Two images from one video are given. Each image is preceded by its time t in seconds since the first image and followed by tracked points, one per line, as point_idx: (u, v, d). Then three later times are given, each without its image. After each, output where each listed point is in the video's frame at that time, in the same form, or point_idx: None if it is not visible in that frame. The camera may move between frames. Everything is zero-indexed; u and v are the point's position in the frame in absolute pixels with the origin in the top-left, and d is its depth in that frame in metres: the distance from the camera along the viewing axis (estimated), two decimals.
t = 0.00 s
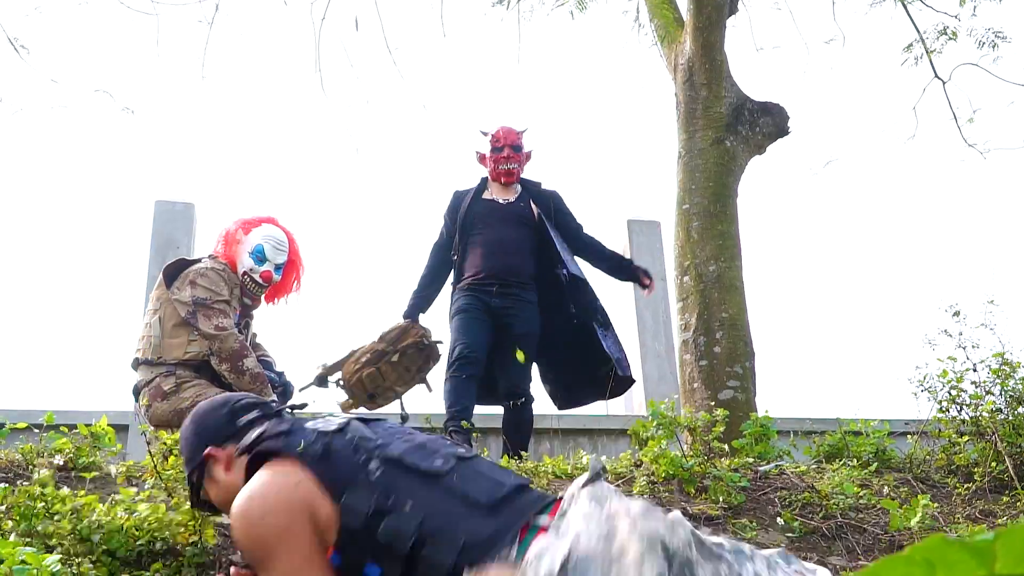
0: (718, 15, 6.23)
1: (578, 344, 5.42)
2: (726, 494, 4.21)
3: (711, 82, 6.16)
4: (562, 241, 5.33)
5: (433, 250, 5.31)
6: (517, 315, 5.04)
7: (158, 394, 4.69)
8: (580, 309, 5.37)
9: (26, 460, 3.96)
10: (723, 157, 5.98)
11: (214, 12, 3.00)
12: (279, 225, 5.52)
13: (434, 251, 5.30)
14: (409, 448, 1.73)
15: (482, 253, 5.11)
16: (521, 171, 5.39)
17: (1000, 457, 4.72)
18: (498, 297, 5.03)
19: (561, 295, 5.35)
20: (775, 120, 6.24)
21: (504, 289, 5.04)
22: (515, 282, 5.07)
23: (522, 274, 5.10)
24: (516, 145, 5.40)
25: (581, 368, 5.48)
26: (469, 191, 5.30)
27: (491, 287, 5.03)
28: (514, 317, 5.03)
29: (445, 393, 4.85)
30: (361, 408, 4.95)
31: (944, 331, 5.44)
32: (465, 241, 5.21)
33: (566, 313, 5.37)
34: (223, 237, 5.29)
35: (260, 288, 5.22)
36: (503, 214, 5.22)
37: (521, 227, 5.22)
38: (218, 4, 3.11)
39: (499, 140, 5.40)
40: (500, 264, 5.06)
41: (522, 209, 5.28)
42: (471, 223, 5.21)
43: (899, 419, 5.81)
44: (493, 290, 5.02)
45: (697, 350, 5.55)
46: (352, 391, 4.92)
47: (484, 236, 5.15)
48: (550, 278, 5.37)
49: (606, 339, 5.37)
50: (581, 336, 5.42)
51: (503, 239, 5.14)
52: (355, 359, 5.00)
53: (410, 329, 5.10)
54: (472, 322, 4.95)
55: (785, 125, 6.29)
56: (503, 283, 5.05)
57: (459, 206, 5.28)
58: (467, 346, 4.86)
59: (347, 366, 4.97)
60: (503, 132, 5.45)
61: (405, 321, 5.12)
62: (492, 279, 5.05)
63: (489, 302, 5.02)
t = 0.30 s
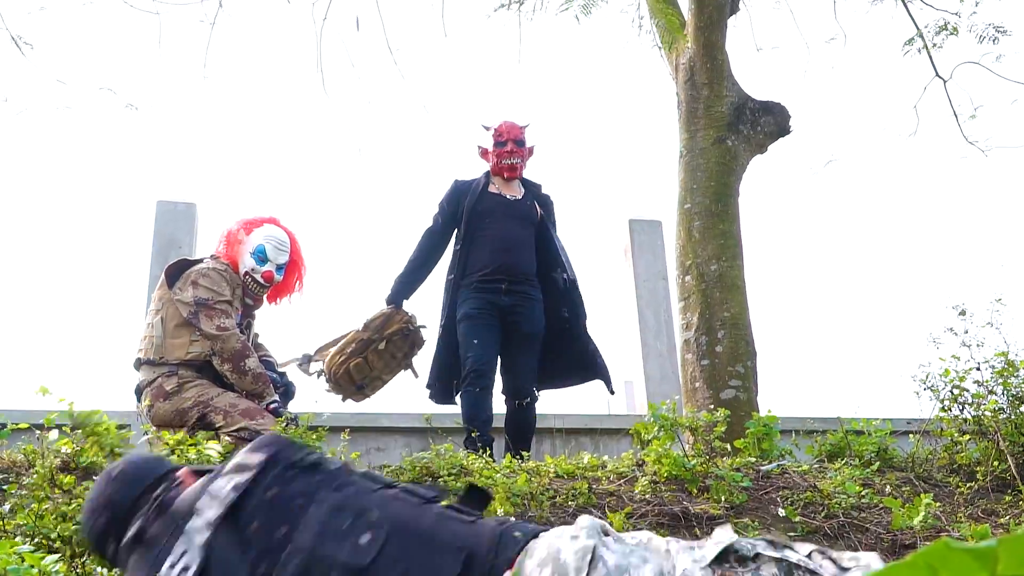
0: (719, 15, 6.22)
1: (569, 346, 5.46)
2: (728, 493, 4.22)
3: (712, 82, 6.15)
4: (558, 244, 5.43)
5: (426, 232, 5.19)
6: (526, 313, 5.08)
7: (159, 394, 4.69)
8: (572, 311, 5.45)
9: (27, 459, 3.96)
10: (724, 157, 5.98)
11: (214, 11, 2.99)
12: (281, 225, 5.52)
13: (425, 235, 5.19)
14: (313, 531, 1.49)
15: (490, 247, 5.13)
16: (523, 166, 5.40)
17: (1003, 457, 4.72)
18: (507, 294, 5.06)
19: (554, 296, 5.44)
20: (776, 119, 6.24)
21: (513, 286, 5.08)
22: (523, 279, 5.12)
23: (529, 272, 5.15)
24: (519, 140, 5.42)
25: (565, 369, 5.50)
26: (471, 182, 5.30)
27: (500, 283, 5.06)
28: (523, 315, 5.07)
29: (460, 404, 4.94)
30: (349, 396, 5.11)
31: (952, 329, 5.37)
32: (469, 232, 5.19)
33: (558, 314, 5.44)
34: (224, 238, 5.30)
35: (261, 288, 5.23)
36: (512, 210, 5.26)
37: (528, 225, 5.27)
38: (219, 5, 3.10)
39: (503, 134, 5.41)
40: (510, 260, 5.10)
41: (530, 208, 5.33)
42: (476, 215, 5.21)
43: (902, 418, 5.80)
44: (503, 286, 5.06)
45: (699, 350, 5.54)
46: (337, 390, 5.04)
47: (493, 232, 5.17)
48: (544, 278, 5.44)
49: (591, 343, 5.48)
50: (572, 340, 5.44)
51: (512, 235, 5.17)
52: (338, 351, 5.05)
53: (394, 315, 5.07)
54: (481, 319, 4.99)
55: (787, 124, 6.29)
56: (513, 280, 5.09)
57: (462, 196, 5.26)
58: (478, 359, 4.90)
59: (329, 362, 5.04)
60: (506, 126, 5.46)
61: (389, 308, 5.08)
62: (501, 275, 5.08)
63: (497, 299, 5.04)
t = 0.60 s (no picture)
0: (720, 16, 6.21)
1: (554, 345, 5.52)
2: (731, 494, 4.22)
3: (714, 83, 6.15)
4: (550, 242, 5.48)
5: (426, 221, 5.17)
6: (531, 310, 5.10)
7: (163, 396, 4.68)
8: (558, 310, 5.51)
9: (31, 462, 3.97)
10: (725, 157, 5.98)
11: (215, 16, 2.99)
12: (282, 227, 5.52)
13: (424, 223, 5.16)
14: None
15: (492, 241, 5.14)
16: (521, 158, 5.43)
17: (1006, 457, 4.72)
18: (511, 289, 5.07)
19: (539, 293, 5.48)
20: (778, 119, 6.23)
21: (517, 282, 5.10)
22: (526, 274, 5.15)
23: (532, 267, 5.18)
24: (516, 134, 5.42)
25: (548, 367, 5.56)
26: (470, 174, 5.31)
27: (503, 279, 5.07)
28: (527, 311, 5.08)
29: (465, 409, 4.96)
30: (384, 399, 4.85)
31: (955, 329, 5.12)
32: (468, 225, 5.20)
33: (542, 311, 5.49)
34: (225, 241, 5.30)
35: (262, 290, 5.23)
36: (512, 204, 5.29)
37: (527, 221, 5.30)
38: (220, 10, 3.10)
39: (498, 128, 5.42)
40: (513, 256, 5.12)
41: (528, 204, 5.37)
42: (475, 207, 5.23)
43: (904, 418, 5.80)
44: (507, 282, 5.07)
45: (701, 351, 5.54)
46: (375, 391, 4.79)
47: (495, 224, 5.18)
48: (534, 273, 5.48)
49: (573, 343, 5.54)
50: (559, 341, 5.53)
51: (513, 230, 5.19)
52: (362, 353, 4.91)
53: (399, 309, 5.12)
54: (485, 313, 5.00)
55: (788, 124, 6.28)
56: (516, 275, 5.10)
57: (461, 188, 5.26)
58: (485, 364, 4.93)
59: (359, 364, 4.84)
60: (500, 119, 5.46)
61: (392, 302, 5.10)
62: (504, 269, 5.09)
63: (502, 293, 5.05)
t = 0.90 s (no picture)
0: (721, 18, 6.22)
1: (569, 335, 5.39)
2: (733, 497, 4.23)
3: (715, 85, 6.16)
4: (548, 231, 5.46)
5: (424, 216, 5.14)
6: (534, 304, 5.10)
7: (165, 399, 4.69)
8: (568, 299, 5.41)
9: (34, 466, 3.98)
10: (727, 160, 5.98)
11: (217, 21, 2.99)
12: (284, 231, 5.51)
13: (421, 219, 5.14)
14: None
15: (487, 237, 5.15)
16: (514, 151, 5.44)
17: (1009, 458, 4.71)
18: (508, 285, 5.09)
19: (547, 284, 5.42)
20: (779, 122, 6.23)
21: (513, 278, 5.11)
22: (522, 270, 5.17)
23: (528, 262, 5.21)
24: (508, 127, 5.43)
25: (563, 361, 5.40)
26: (463, 168, 5.32)
27: (499, 275, 5.09)
28: (527, 305, 5.08)
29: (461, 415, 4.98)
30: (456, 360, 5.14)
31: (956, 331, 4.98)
32: (462, 219, 5.20)
33: (556, 301, 5.40)
34: (227, 244, 5.29)
35: (265, 294, 5.21)
36: (506, 198, 5.30)
37: (521, 214, 5.31)
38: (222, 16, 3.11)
39: (493, 120, 5.42)
40: (509, 251, 5.13)
41: (523, 197, 5.39)
42: (468, 202, 5.23)
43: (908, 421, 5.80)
44: (503, 278, 5.08)
45: (703, 353, 5.54)
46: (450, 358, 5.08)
47: (489, 220, 5.20)
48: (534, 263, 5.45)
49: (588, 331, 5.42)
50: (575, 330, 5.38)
51: (507, 224, 5.21)
52: (423, 327, 5.02)
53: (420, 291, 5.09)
54: (483, 310, 5.01)
55: (790, 127, 6.28)
56: (512, 272, 5.12)
57: (454, 183, 5.26)
58: (482, 367, 4.94)
59: (430, 338, 5.01)
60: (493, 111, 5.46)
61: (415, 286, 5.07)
62: (499, 265, 5.11)
63: (499, 290, 5.07)
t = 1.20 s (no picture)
0: (723, 22, 6.21)
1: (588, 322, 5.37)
2: (736, 501, 4.22)
3: (717, 89, 6.16)
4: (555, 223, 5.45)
5: (426, 217, 5.14)
6: (539, 302, 5.09)
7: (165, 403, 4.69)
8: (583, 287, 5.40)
9: (35, 471, 3.97)
10: (729, 164, 5.98)
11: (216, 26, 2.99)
12: (286, 235, 5.52)
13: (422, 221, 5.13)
14: None
15: (487, 237, 5.16)
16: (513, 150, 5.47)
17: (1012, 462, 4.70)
18: (509, 285, 5.09)
19: (566, 274, 5.42)
20: (781, 126, 6.23)
21: (514, 277, 5.12)
22: (524, 269, 5.17)
23: (530, 261, 5.21)
24: (506, 125, 5.44)
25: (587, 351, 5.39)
26: (464, 168, 5.31)
27: (500, 275, 5.10)
28: (531, 303, 5.07)
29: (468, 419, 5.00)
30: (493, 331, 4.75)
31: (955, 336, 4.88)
32: (463, 218, 5.20)
33: (579, 291, 5.40)
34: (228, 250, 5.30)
35: (267, 298, 5.22)
36: (507, 197, 5.30)
37: (523, 212, 5.31)
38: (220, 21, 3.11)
39: (492, 118, 5.44)
40: (510, 251, 5.14)
41: (524, 195, 5.38)
42: (469, 201, 5.23)
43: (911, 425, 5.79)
44: (505, 279, 5.09)
45: (706, 358, 5.53)
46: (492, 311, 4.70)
47: (490, 220, 5.20)
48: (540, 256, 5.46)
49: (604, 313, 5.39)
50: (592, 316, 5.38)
51: (508, 223, 5.21)
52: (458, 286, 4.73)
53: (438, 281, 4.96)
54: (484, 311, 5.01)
55: (792, 130, 6.28)
56: (513, 271, 5.13)
57: (455, 183, 5.26)
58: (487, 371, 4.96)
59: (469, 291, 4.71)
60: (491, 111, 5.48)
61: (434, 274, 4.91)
62: (500, 266, 5.12)
63: (501, 290, 5.07)
